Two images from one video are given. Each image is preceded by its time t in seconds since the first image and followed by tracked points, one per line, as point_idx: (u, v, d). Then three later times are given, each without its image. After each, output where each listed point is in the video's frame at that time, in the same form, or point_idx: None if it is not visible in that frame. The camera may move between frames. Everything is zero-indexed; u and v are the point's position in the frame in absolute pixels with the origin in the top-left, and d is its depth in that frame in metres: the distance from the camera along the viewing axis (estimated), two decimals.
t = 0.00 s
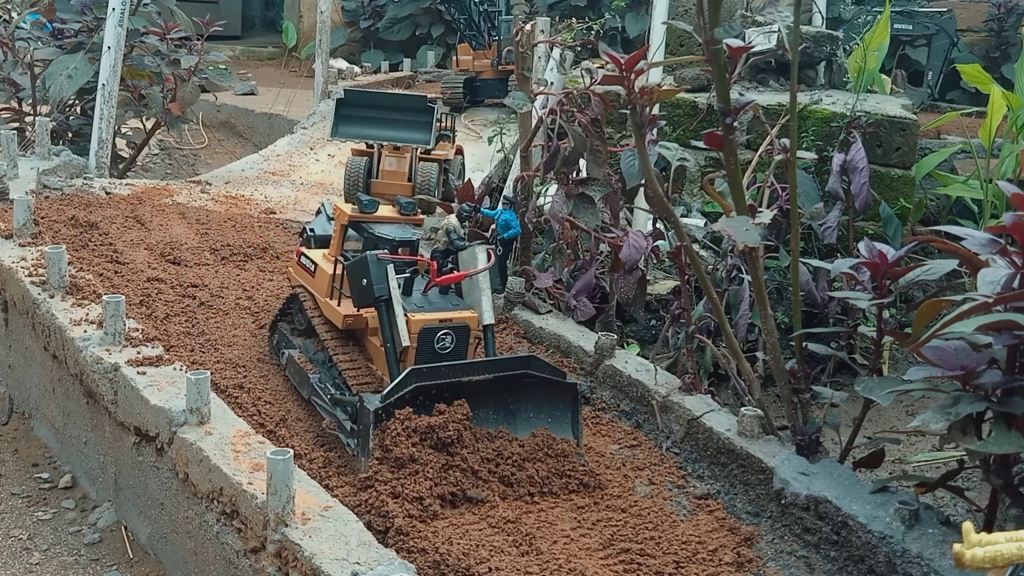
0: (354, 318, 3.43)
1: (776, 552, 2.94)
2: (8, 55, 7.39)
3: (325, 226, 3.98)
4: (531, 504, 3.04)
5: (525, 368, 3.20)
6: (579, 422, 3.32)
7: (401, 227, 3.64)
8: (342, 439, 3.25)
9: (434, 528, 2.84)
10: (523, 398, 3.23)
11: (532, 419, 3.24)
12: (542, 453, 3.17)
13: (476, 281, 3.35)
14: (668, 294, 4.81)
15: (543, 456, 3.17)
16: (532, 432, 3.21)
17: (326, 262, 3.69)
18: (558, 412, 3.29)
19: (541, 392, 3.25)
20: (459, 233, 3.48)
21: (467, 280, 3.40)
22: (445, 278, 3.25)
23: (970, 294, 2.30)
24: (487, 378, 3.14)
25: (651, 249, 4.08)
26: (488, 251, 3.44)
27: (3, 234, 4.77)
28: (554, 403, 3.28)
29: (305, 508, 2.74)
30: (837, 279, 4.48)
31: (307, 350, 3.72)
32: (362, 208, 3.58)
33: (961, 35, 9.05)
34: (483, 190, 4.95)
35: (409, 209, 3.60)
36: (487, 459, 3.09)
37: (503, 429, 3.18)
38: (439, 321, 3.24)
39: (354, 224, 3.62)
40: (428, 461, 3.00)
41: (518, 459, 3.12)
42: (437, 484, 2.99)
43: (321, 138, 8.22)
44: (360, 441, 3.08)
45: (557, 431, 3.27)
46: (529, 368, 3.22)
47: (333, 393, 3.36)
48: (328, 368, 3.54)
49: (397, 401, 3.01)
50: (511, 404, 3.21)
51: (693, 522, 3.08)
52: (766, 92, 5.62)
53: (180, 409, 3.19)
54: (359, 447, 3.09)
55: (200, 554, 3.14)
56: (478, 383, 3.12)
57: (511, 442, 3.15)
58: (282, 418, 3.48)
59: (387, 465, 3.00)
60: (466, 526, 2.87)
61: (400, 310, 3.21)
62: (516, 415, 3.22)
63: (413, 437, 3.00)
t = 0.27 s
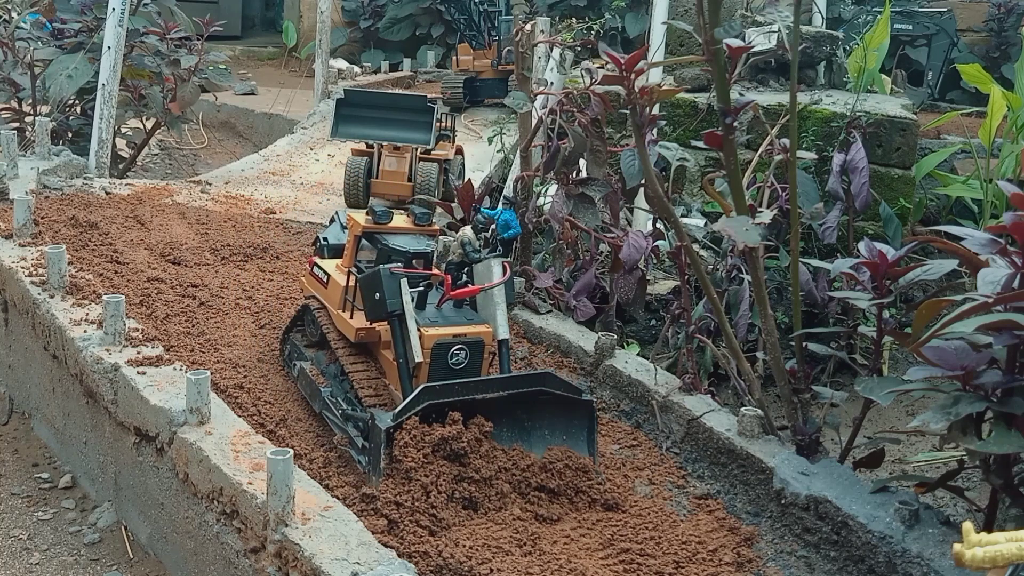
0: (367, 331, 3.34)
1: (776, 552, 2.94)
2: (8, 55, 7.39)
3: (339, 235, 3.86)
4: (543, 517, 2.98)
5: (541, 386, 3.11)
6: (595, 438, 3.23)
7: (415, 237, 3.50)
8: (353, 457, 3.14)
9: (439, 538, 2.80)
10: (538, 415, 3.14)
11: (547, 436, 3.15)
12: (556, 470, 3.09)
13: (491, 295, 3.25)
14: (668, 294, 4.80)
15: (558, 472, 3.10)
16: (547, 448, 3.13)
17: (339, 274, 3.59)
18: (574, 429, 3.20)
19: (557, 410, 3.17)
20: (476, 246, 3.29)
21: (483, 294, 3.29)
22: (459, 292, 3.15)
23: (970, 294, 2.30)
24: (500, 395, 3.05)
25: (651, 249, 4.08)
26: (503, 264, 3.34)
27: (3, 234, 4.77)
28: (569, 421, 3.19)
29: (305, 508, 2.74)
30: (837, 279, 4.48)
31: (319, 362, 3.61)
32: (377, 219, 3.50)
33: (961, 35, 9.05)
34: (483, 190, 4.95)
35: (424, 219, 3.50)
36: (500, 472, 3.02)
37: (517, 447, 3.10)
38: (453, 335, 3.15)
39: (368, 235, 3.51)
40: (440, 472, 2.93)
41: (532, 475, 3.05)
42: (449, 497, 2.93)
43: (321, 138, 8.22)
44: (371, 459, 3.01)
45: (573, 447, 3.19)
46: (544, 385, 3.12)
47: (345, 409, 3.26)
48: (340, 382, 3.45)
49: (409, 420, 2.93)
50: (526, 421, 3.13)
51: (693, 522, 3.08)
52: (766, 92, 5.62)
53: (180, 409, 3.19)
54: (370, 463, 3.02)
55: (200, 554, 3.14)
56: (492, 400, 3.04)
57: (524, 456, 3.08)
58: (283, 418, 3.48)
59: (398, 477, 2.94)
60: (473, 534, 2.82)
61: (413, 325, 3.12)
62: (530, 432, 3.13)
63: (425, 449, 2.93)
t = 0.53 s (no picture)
0: (379, 343, 3.28)
1: (776, 552, 2.95)
2: (9, 55, 7.39)
3: (349, 244, 3.78)
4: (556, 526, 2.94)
5: (556, 400, 3.07)
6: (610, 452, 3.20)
7: (427, 247, 3.38)
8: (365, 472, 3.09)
9: (450, 548, 2.77)
10: (553, 429, 3.11)
11: (562, 450, 3.12)
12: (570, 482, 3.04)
13: (505, 307, 3.20)
14: (668, 294, 4.80)
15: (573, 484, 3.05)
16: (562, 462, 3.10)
17: (350, 284, 3.52)
18: (589, 444, 3.17)
19: (571, 425, 3.14)
20: (489, 256, 3.25)
21: (496, 305, 3.24)
22: (473, 305, 3.09)
23: (970, 294, 2.30)
24: (516, 411, 3.02)
25: (651, 249, 4.08)
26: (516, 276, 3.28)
27: (3, 234, 4.77)
28: (584, 435, 3.16)
29: (305, 508, 2.74)
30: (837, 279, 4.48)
31: (330, 374, 3.54)
32: (388, 229, 3.38)
33: (961, 35, 9.05)
34: (483, 190, 4.95)
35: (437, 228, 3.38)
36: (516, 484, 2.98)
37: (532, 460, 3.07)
38: (467, 348, 3.09)
39: (380, 245, 3.40)
40: (454, 487, 2.89)
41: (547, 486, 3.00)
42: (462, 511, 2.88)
43: (321, 138, 8.22)
44: (385, 477, 2.95)
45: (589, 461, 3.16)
46: (559, 399, 3.08)
47: (357, 422, 3.20)
48: (352, 396, 3.36)
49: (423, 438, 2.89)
50: (540, 434, 3.10)
51: (694, 522, 3.08)
52: (766, 92, 5.62)
53: (180, 409, 3.19)
54: (383, 481, 2.96)
55: (200, 554, 3.14)
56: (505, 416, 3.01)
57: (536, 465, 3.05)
58: (283, 418, 3.49)
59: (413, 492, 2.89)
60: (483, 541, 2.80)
61: (426, 338, 3.05)
62: (545, 445, 3.11)
63: (439, 464, 2.89)
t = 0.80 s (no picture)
0: (393, 358, 3.20)
1: (776, 552, 2.95)
2: (9, 55, 7.40)
3: (360, 256, 3.71)
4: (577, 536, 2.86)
5: (575, 414, 2.98)
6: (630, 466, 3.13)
7: (440, 258, 3.29)
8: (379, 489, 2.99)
9: (469, 562, 2.67)
10: (571, 443, 3.03)
11: (580, 464, 3.03)
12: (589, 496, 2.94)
13: (520, 319, 3.09)
14: (668, 293, 4.80)
15: (592, 499, 2.95)
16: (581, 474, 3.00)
17: (363, 297, 3.44)
18: (607, 458, 3.09)
19: (589, 438, 3.05)
20: (503, 267, 3.13)
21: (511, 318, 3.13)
22: (488, 317, 2.99)
23: (970, 294, 2.30)
24: (533, 425, 2.94)
25: (651, 249, 4.08)
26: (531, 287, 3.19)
27: (3, 234, 4.77)
28: (602, 449, 3.08)
29: (305, 508, 2.74)
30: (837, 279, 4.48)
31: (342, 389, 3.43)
32: (400, 240, 3.31)
33: (961, 35, 9.05)
34: (484, 190, 4.95)
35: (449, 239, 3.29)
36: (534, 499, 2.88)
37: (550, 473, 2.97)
38: (482, 362, 2.99)
39: (392, 257, 3.33)
40: (471, 504, 2.80)
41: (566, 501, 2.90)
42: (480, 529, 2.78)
43: (321, 138, 8.22)
44: (399, 494, 2.85)
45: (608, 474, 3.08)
46: (578, 413, 2.99)
47: (371, 438, 3.11)
48: (365, 411, 3.26)
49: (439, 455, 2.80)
50: (558, 449, 3.01)
51: (693, 522, 3.10)
52: (766, 92, 5.62)
53: (180, 409, 3.19)
54: (398, 499, 2.85)
55: (200, 554, 3.14)
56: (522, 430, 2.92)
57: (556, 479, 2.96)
58: (284, 418, 3.49)
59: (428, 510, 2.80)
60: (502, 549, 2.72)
61: (441, 352, 2.95)
62: (563, 460, 3.01)
63: (455, 481, 2.80)
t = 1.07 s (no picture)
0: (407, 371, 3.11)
1: (776, 552, 2.95)
2: (9, 55, 7.40)
3: (373, 269, 3.61)
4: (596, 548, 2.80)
5: (593, 428, 2.92)
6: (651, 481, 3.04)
7: (454, 270, 3.24)
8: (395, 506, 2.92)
9: None
10: (589, 458, 2.95)
11: (598, 480, 2.96)
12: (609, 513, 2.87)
13: (536, 331, 2.98)
14: (668, 293, 4.80)
15: (614, 513, 2.88)
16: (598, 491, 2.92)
17: (376, 310, 3.34)
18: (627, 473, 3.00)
19: (608, 454, 2.97)
20: (518, 277, 2.98)
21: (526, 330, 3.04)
22: (503, 330, 2.87)
23: (970, 294, 2.30)
24: (550, 440, 2.87)
25: (651, 249, 4.08)
26: (547, 296, 3.02)
27: (3, 234, 4.77)
28: (622, 464, 2.99)
29: (305, 508, 2.74)
30: (837, 279, 4.48)
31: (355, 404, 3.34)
32: (413, 251, 3.24)
33: (961, 35, 9.05)
34: (484, 190, 4.95)
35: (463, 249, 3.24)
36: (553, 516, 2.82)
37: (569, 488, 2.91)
38: (498, 375, 2.91)
39: (405, 269, 3.25)
40: (488, 521, 2.74)
41: (586, 516, 2.84)
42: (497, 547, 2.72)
43: (321, 138, 8.22)
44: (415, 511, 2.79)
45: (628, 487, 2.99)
46: (596, 428, 2.94)
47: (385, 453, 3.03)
48: (379, 427, 3.17)
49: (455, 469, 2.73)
50: (576, 463, 2.94)
51: (693, 522, 3.10)
52: (766, 92, 5.62)
53: (180, 409, 3.19)
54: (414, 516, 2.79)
55: (200, 554, 3.14)
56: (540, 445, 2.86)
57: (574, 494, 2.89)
58: (284, 417, 3.49)
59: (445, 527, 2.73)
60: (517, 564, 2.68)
61: (456, 365, 2.89)
62: (581, 475, 2.94)
63: (472, 498, 2.73)
